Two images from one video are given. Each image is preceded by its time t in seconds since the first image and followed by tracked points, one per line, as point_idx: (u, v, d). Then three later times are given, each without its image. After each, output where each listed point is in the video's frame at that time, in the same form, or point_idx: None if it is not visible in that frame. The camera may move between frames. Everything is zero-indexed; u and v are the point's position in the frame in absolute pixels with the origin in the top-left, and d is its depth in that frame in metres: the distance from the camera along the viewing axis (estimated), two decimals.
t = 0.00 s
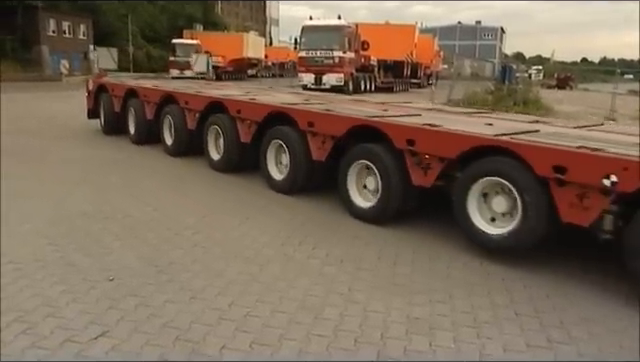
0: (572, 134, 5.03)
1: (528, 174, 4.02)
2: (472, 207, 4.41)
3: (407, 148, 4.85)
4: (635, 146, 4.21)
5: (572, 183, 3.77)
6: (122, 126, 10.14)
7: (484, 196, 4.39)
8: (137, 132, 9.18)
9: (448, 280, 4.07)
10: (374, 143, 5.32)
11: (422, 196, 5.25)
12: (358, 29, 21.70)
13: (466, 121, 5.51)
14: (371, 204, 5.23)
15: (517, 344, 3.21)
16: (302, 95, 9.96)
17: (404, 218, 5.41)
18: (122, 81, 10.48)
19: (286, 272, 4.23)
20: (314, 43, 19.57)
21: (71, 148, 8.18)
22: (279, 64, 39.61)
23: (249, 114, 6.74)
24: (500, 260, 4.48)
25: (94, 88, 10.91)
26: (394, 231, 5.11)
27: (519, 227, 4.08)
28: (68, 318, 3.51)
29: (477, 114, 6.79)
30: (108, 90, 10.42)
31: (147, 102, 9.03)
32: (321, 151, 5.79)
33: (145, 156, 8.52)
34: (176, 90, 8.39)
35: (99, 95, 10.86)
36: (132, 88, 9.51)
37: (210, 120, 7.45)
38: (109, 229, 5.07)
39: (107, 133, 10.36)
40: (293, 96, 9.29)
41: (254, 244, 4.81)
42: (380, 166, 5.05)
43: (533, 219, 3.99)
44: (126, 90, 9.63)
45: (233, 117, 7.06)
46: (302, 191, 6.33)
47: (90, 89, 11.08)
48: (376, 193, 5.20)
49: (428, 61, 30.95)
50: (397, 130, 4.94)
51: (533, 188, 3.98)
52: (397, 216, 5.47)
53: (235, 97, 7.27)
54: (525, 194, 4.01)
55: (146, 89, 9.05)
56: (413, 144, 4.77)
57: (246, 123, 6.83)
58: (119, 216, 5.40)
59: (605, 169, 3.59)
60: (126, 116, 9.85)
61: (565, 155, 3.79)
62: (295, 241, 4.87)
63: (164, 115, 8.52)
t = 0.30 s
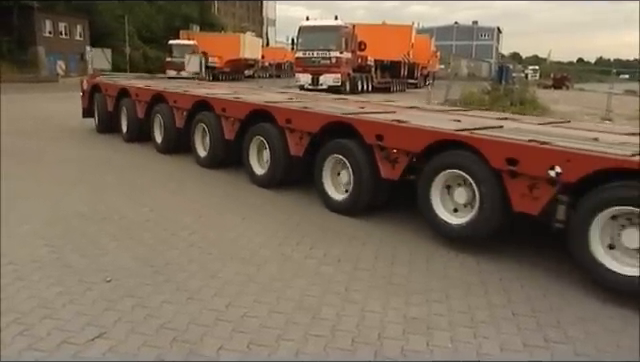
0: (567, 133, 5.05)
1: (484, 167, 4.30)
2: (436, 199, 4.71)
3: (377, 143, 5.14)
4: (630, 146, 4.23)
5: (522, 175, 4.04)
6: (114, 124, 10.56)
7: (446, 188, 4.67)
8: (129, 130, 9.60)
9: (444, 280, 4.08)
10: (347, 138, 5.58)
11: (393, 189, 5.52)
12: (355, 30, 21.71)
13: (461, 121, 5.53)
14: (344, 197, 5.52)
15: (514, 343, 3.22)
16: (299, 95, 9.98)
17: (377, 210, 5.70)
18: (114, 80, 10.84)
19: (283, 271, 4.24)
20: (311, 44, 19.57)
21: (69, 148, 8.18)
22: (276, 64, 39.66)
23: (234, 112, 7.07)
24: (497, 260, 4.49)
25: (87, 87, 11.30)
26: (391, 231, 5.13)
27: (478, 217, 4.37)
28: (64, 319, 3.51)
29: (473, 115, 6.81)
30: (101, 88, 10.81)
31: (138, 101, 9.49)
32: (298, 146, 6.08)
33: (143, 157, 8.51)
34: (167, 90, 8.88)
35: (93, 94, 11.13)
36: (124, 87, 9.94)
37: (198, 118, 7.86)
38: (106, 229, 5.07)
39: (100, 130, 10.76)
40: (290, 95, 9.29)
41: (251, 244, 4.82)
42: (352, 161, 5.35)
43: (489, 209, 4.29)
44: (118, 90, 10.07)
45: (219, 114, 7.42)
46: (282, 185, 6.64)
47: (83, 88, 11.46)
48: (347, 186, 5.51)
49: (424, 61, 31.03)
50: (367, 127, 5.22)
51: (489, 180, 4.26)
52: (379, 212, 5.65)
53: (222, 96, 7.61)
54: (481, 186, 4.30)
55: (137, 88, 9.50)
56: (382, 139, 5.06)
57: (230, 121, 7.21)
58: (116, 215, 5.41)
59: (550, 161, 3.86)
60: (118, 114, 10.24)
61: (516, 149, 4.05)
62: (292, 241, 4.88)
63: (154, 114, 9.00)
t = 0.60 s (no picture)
0: (549, 137, 5.36)
1: (440, 160, 4.92)
2: (399, 190, 5.31)
3: (348, 140, 5.79)
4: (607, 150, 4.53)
5: (474, 168, 4.66)
6: (116, 126, 11.02)
7: (408, 181, 5.28)
8: (129, 132, 10.08)
9: (433, 274, 4.37)
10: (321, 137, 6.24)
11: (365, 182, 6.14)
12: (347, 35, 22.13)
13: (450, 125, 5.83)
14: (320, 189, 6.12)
15: (498, 332, 3.51)
16: (294, 98, 10.27)
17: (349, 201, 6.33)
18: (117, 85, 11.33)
19: (280, 267, 4.52)
20: (305, 50, 19.95)
21: (71, 147, 8.43)
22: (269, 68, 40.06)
23: (222, 113, 7.69)
24: (482, 255, 4.80)
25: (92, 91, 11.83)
26: (384, 229, 5.41)
27: (434, 205, 4.96)
28: (74, 312, 3.79)
29: (462, 119, 7.12)
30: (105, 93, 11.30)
31: (137, 103, 9.94)
32: (280, 144, 6.73)
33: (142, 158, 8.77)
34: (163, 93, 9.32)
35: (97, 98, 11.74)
36: (124, 90, 10.40)
37: (189, 119, 8.48)
38: (112, 227, 5.35)
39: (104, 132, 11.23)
40: (286, 99, 9.58)
41: (250, 241, 5.10)
42: (325, 156, 5.96)
43: (443, 198, 4.88)
44: (119, 93, 10.54)
45: (207, 114, 8.05)
46: (266, 180, 7.26)
47: (89, 92, 11.99)
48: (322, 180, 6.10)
49: (414, 66, 31.50)
50: (340, 126, 5.87)
51: (444, 172, 4.87)
52: (355, 205, 6.25)
53: (210, 99, 8.26)
54: (436, 177, 4.91)
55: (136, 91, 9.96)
56: (353, 137, 5.71)
57: (219, 121, 7.82)
58: (119, 214, 5.69)
59: (495, 155, 4.49)
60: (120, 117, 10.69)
61: (467, 145, 4.69)
62: (289, 238, 5.16)
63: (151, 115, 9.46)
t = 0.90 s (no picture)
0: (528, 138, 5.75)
1: (398, 155, 5.57)
2: (365, 183, 5.99)
3: (321, 138, 6.44)
4: (580, 150, 4.90)
5: (426, 162, 5.31)
6: (121, 127, 11.88)
7: (373, 175, 5.96)
8: (131, 133, 10.91)
9: (420, 267, 4.75)
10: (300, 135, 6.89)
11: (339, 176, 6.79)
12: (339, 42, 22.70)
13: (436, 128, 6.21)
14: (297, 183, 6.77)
15: (481, 321, 3.87)
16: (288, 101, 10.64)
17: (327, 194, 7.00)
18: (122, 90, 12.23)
19: (276, 261, 4.88)
20: (300, 56, 20.56)
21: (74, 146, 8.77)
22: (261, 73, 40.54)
23: (211, 114, 8.38)
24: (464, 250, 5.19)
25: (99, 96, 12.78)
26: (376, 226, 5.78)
27: (393, 196, 5.62)
28: (83, 304, 4.11)
29: (448, 121, 7.52)
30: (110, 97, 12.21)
31: (138, 106, 10.80)
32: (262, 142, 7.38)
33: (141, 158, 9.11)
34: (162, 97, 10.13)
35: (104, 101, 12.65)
36: (128, 94, 11.28)
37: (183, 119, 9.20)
38: (117, 224, 5.68)
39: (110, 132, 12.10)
40: (281, 102, 9.94)
41: (249, 237, 5.45)
42: (302, 153, 6.64)
43: (401, 189, 5.54)
44: (123, 97, 11.45)
45: (199, 115, 8.72)
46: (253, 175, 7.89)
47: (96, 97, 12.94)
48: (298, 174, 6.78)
49: (401, 72, 32.07)
50: (314, 126, 6.53)
51: (401, 165, 5.54)
52: (339, 201, 6.74)
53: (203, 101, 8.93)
54: (395, 170, 5.57)
55: (138, 95, 10.83)
56: (325, 135, 6.37)
57: (209, 122, 8.47)
58: (123, 212, 6.02)
59: (442, 150, 5.14)
60: (123, 119, 11.54)
61: (420, 141, 5.34)
62: (285, 233, 5.53)
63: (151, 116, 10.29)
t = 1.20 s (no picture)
0: (509, 140, 6.10)
1: (366, 151, 6.05)
2: (337, 177, 6.46)
3: (298, 136, 6.92)
4: (556, 151, 5.24)
5: (390, 157, 5.79)
6: (121, 128, 12.24)
7: (345, 170, 6.43)
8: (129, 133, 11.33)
9: (409, 262, 5.06)
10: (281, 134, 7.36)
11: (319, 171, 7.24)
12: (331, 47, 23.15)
13: (423, 129, 6.55)
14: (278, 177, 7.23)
15: (466, 311, 4.12)
16: (282, 105, 10.97)
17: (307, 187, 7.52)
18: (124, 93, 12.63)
19: (272, 256, 5.16)
20: (294, 61, 20.91)
21: (74, 147, 9.00)
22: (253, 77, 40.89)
23: (200, 115, 8.83)
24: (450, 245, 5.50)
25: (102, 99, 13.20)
26: (369, 223, 6.09)
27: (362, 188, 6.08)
28: (89, 297, 4.29)
29: (435, 124, 7.87)
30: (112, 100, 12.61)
31: (137, 108, 11.18)
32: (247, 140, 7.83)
33: (139, 158, 9.37)
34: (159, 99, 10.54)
35: (106, 104, 13.05)
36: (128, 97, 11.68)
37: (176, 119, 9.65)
38: (120, 222, 5.92)
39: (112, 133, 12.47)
40: (275, 105, 10.26)
41: (247, 234, 5.74)
42: (282, 150, 7.11)
43: (369, 182, 6.01)
44: (123, 99, 11.85)
45: (190, 115, 9.18)
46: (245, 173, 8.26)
47: (99, 100, 13.37)
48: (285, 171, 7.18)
49: (391, 77, 32.42)
50: (292, 124, 7.00)
51: (369, 160, 6.02)
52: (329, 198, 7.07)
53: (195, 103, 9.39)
54: (362, 165, 6.05)
55: (137, 98, 11.23)
56: (301, 133, 6.85)
57: (200, 122, 8.90)
58: (124, 210, 6.24)
59: (405, 146, 5.63)
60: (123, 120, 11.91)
61: (386, 138, 5.83)
62: (281, 230, 5.83)
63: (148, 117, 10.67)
